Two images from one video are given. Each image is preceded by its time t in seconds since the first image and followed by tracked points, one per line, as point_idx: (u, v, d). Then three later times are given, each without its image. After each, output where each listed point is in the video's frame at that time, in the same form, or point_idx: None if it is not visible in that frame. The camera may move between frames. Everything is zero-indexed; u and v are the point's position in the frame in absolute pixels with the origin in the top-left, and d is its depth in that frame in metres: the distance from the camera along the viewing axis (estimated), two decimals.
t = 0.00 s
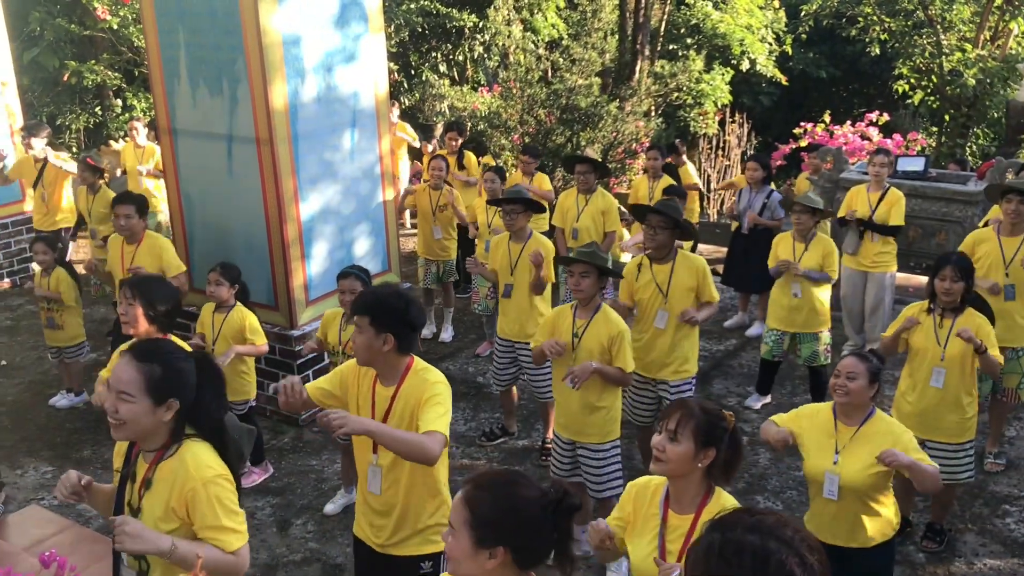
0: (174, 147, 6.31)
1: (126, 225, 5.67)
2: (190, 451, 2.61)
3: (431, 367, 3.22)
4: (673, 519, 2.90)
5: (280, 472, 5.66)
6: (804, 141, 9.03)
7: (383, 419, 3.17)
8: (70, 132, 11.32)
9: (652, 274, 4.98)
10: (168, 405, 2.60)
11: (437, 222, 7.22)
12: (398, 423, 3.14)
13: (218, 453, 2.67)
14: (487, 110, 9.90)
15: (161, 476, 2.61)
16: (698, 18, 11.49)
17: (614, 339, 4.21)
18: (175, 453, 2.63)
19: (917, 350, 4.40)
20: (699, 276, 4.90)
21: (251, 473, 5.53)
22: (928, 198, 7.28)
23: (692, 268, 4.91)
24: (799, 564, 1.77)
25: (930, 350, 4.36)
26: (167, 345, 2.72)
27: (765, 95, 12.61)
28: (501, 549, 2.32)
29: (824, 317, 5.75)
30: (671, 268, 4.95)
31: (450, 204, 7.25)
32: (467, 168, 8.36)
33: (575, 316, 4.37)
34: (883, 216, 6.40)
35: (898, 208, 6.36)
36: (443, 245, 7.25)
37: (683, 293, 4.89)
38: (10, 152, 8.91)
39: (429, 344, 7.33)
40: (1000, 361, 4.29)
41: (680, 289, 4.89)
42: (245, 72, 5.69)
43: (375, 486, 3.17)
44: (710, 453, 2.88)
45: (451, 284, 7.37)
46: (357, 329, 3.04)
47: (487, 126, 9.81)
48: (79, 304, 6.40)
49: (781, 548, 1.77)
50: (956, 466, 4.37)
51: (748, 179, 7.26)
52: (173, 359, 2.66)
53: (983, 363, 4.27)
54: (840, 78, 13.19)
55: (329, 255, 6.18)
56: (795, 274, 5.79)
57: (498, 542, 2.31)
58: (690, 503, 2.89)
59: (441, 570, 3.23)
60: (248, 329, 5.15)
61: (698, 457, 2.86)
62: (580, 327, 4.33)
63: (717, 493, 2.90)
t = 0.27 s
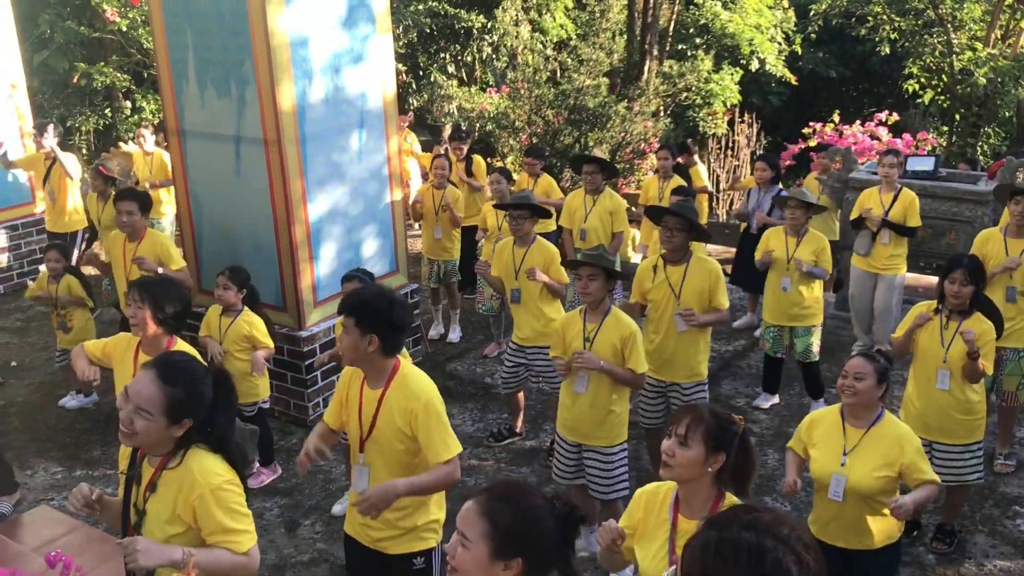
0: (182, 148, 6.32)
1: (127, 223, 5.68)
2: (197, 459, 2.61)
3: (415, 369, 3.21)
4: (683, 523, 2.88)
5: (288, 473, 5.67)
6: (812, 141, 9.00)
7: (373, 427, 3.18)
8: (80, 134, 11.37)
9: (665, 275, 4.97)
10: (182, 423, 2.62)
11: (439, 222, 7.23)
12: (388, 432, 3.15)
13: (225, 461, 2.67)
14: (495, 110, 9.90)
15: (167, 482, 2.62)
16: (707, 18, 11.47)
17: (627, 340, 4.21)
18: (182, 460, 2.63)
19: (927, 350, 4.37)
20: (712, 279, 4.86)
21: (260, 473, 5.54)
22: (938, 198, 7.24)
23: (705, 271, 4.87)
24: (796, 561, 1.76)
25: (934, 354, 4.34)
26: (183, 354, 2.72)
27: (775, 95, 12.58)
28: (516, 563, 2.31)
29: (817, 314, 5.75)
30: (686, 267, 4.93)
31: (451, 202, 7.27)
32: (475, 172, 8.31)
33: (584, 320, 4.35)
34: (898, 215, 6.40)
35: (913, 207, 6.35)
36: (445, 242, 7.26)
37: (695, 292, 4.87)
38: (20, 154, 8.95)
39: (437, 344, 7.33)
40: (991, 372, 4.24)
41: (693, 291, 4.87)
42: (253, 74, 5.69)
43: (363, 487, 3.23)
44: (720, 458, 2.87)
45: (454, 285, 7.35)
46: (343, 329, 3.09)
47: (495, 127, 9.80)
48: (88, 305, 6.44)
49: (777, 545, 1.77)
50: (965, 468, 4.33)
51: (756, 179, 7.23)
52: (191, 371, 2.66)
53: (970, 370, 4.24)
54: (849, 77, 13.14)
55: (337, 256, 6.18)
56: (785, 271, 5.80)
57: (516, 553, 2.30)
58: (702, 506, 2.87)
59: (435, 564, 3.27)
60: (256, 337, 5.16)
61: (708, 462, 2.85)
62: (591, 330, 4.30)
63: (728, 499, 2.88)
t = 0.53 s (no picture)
0: (177, 149, 6.31)
1: (115, 223, 5.68)
2: (203, 464, 2.60)
3: (390, 362, 3.22)
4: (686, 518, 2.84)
5: (285, 474, 5.67)
6: (809, 138, 8.99)
7: (349, 421, 3.18)
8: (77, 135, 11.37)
9: (664, 275, 4.96)
10: (166, 398, 2.61)
11: (432, 222, 7.24)
12: (363, 426, 3.14)
13: (231, 467, 2.65)
14: (492, 109, 9.89)
15: (175, 488, 2.60)
16: (704, 15, 11.44)
17: (621, 350, 4.22)
18: (188, 463, 2.61)
19: (922, 346, 4.37)
20: (710, 280, 4.87)
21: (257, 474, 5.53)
22: (935, 194, 7.23)
23: (703, 272, 4.88)
24: (776, 560, 1.76)
25: (935, 351, 4.33)
26: (173, 347, 2.74)
27: (772, 92, 12.57)
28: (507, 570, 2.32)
29: (806, 311, 5.74)
30: (684, 268, 4.93)
31: (444, 199, 7.27)
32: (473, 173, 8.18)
33: (576, 325, 4.33)
34: (895, 211, 6.37)
35: (909, 203, 6.33)
36: (441, 242, 7.26)
37: (693, 292, 4.86)
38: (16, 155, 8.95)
39: (434, 343, 7.33)
40: (993, 364, 4.24)
41: (690, 293, 4.86)
42: (247, 73, 5.69)
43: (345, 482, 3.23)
44: (719, 448, 2.86)
45: (450, 285, 7.35)
46: (318, 327, 3.11)
47: (492, 125, 9.79)
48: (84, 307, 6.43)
49: (756, 544, 1.77)
50: (960, 465, 4.32)
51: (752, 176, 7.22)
52: (177, 361, 2.67)
53: (971, 361, 4.24)
54: (847, 73, 13.12)
55: (333, 255, 6.17)
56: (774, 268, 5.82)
57: (507, 563, 2.31)
58: (703, 502, 2.85)
59: (419, 557, 3.30)
60: (254, 337, 5.14)
61: (706, 454, 2.84)
62: (583, 337, 4.29)
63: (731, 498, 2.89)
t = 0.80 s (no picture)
0: (149, 148, 6.26)
1: (84, 224, 5.65)
2: (175, 452, 2.59)
3: (357, 354, 3.22)
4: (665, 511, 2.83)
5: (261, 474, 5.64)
6: (783, 133, 9.05)
7: (320, 416, 3.18)
8: (48, 136, 11.26)
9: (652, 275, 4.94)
10: (149, 408, 2.58)
11: (410, 220, 7.23)
12: (335, 418, 3.15)
13: (202, 454, 2.64)
14: (467, 107, 9.88)
15: (147, 476, 2.59)
16: (678, 12, 11.51)
17: (591, 342, 4.21)
18: (161, 453, 2.60)
19: (893, 338, 4.40)
20: (696, 277, 4.87)
21: (233, 474, 5.50)
22: (906, 188, 7.30)
23: (690, 268, 4.88)
24: (720, 559, 1.80)
25: (900, 341, 4.38)
26: (149, 343, 2.71)
27: (746, 88, 12.64)
28: (480, 552, 2.34)
29: (783, 306, 5.81)
30: (671, 267, 4.93)
31: (422, 200, 7.26)
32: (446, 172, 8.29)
33: (548, 323, 4.36)
34: (869, 206, 6.42)
35: (883, 196, 6.38)
36: (420, 242, 7.25)
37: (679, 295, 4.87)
38: None
39: (410, 342, 7.31)
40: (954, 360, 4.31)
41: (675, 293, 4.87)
42: (219, 71, 5.65)
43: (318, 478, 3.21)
44: (692, 438, 2.86)
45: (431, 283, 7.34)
46: (289, 324, 3.08)
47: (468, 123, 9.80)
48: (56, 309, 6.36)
49: (705, 542, 1.80)
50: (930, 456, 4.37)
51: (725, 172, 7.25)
52: (159, 363, 2.64)
53: (936, 357, 4.28)
54: (820, 69, 13.21)
55: (307, 254, 6.15)
56: (749, 263, 5.85)
57: (485, 539, 2.33)
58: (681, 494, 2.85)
59: (393, 552, 3.29)
60: (231, 338, 5.12)
61: (679, 445, 2.84)
62: (555, 333, 4.31)
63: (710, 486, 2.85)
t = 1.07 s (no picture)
0: (84, 150, 6.13)
1: (19, 225, 5.50)
2: (117, 455, 2.54)
3: (306, 358, 3.19)
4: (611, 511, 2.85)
5: (206, 480, 5.56)
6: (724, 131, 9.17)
7: (271, 423, 3.12)
8: None
9: (600, 274, 4.99)
10: (85, 404, 2.52)
11: (353, 222, 7.15)
12: (287, 426, 3.10)
13: (145, 456, 2.59)
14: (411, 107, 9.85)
15: (89, 482, 2.53)
16: (621, 11, 11.62)
17: (540, 334, 4.23)
18: (103, 458, 2.55)
19: (831, 331, 4.48)
20: (644, 279, 4.90)
21: (177, 481, 5.41)
22: (844, 184, 7.43)
23: (637, 269, 4.91)
24: (677, 543, 1.80)
25: (838, 333, 4.46)
26: (81, 341, 2.64)
27: (689, 87, 12.79)
28: (425, 549, 2.34)
29: (725, 309, 5.86)
30: (619, 267, 4.96)
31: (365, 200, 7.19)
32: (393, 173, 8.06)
33: (495, 314, 4.35)
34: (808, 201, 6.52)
35: (822, 192, 6.49)
36: (363, 242, 7.19)
37: (627, 295, 4.90)
38: None
39: (357, 344, 7.26)
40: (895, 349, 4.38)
41: (624, 293, 4.89)
42: (156, 72, 5.55)
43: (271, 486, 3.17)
44: (642, 441, 2.89)
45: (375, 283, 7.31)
46: (239, 329, 3.03)
47: (411, 122, 9.74)
48: None
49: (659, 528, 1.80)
50: (868, 446, 4.45)
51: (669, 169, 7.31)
52: (92, 359, 2.57)
53: (873, 349, 4.38)
54: (761, 68, 13.41)
55: (249, 256, 6.07)
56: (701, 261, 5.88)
57: (428, 539, 2.33)
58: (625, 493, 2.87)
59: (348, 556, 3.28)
60: (174, 340, 5.04)
61: (630, 445, 2.86)
62: (503, 325, 4.30)
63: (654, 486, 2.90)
